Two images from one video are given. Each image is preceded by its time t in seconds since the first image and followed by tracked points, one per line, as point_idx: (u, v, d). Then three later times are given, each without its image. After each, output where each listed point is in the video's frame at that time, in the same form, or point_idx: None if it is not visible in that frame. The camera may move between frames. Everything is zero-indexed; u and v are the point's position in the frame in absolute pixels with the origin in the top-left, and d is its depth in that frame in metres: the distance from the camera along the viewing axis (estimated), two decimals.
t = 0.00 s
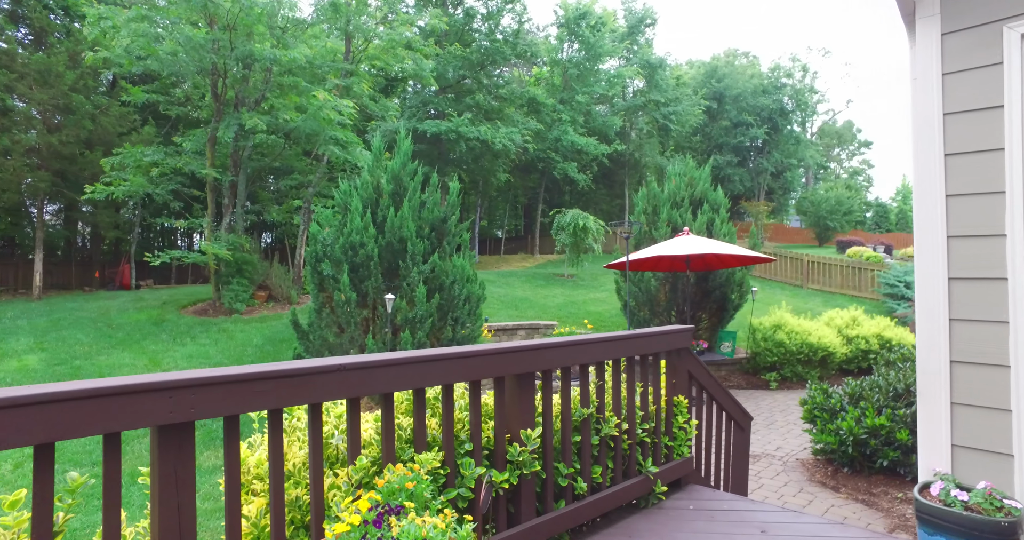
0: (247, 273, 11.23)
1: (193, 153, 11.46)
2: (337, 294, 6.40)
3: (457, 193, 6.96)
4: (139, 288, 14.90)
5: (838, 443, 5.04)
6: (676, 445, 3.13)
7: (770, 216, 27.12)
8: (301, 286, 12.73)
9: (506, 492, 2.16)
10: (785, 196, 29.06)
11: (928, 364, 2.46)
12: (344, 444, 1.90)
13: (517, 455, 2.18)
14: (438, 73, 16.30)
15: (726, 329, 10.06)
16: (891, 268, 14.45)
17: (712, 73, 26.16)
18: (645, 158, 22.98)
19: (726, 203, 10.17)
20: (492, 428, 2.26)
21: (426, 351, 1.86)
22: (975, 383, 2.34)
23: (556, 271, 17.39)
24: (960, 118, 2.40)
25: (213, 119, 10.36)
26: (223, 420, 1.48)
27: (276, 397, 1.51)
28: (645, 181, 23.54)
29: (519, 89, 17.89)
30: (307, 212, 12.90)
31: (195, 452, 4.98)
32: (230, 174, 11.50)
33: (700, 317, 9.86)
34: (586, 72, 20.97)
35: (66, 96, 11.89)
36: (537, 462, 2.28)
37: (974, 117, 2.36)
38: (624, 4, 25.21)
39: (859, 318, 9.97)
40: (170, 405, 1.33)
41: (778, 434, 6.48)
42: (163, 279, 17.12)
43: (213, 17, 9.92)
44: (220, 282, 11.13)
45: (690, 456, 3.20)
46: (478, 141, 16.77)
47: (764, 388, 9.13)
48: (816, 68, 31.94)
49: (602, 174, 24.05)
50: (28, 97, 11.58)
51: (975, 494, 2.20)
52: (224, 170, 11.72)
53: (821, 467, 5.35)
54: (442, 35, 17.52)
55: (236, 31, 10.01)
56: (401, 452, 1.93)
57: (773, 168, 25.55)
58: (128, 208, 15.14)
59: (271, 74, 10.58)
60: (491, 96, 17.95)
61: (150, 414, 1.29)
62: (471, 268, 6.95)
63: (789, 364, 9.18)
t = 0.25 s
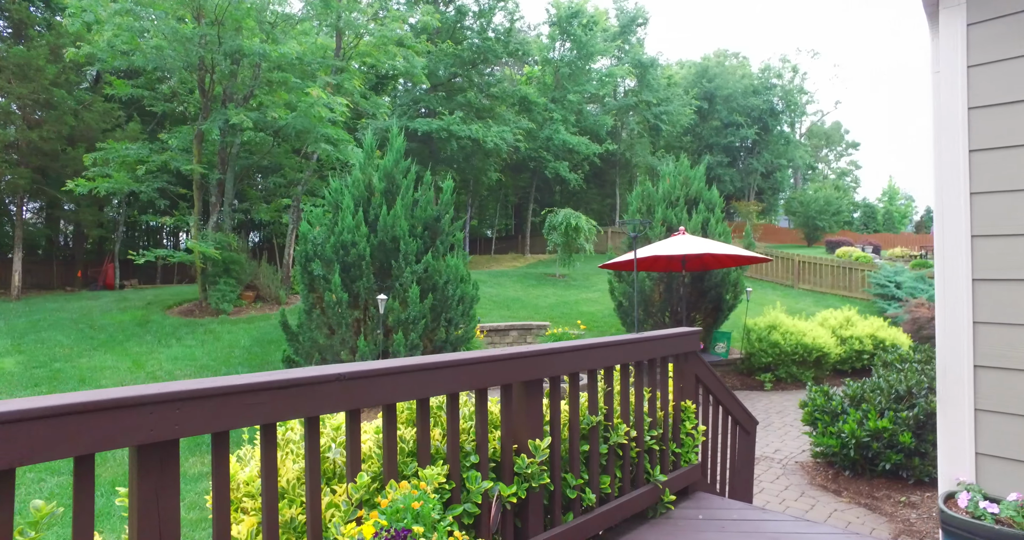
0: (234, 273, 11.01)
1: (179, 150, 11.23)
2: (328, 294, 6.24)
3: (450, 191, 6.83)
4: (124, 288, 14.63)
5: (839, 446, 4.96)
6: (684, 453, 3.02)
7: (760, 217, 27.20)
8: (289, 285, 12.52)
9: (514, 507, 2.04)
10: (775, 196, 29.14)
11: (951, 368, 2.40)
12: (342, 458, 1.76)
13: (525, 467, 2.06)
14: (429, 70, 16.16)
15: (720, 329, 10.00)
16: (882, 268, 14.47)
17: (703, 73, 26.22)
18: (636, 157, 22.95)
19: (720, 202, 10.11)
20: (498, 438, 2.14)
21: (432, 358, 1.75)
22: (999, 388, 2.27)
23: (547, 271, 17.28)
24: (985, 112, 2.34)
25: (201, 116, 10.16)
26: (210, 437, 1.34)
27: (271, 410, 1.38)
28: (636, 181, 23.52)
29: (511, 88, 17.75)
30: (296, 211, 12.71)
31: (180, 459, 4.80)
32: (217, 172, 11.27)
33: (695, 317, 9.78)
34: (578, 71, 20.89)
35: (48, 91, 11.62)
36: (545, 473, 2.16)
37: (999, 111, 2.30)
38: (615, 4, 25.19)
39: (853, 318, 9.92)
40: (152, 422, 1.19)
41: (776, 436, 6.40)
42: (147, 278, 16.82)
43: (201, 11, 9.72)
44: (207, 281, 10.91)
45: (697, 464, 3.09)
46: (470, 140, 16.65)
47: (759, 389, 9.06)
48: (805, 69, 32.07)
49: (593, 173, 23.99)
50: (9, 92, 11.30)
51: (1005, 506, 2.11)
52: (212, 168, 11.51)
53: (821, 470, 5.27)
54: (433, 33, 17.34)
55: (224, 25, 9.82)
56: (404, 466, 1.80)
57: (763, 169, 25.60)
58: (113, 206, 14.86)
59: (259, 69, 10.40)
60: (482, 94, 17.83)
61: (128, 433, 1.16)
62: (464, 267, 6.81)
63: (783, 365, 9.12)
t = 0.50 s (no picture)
0: (218, 273, 10.77)
1: (160, 147, 10.98)
2: (315, 295, 6.07)
3: (441, 190, 6.70)
4: (103, 288, 14.31)
5: (837, 448, 4.92)
6: (690, 458, 2.93)
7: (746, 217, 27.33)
8: (274, 285, 12.30)
9: (521, 521, 1.93)
10: (760, 196, 29.31)
11: (968, 375, 2.41)
12: (340, 474, 1.64)
13: (533, 479, 1.95)
14: (416, 68, 16.01)
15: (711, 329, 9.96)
16: (868, 268, 14.57)
17: (690, 74, 26.35)
18: (623, 157, 22.94)
19: (711, 202, 10.08)
20: (503, 447, 2.02)
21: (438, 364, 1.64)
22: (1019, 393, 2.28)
23: (535, 271, 17.18)
24: (1004, 112, 2.36)
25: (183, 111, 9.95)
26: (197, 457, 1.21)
27: (265, 424, 1.25)
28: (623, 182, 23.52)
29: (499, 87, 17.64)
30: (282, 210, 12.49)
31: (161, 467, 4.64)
32: (200, 169, 11.02)
33: (685, 318, 9.74)
34: (565, 70, 20.83)
35: (22, 85, 11.29)
36: (552, 485, 2.05)
37: (1018, 113, 2.32)
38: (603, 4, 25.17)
39: (842, 318, 9.95)
40: (130, 442, 1.06)
41: (770, 437, 6.34)
42: (127, 278, 16.47)
43: (183, 4, 9.48)
44: (189, 281, 10.67)
45: (703, 470, 3.00)
46: (457, 138, 16.52)
47: (749, 389, 9.05)
48: (790, 71, 32.35)
49: (580, 173, 23.96)
50: None
51: None
52: (194, 165, 11.26)
53: (818, 473, 5.22)
54: (420, 30, 17.18)
55: (208, 19, 9.59)
56: (406, 481, 1.68)
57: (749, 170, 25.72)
58: (91, 204, 14.53)
59: (244, 65, 10.18)
60: (470, 93, 17.70)
61: (104, 456, 1.03)
62: (455, 267, 6.69)
63: (774, 365, 9.10)
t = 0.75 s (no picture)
0: (203, 272, 10.56)
1: (143, 143, 10.73)
2: (304, 294, 5.91)
3: (433, 187, 6.57)
4: (83, 288, 13.99)
5: (837, 449, 4.86)
6: (698, 462, 2.84)
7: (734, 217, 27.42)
8: (261, 285, 12.08)
9: (530, 533, 1.82)
10: (748, 197, 29.43)
11: (991, 379, 2.52)
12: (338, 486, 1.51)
13: (543, 488, 1.84)
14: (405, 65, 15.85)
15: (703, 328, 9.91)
16: (858, 268, 14.61)
17: (679, 74, 26.39)
18: (613, 157, 22.91)
19: (704, 201, 10.03)
20: (511, 454, 1.91)
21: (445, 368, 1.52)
22: None
23: (525, 271, 17.06)
24: None
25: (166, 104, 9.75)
26: (181, 472, 1.08)
27: (257, 436, 1.12)
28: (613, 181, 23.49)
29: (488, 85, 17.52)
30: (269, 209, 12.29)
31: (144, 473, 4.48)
32: (184, 166, 10.78)
33: (678, 317, 9.67)
34: (555, 69, 20.76)
35: None
36: (562, 494, 1.94)
37: None
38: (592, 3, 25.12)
39: (834, 318, 9.93)
40: (103, 459, 0.93)
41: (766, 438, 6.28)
42: (110, 278, 16.16)
43: None
44: (173, 281, 10.43)
45: (711, 474, 2.91)
46: (447, 137, 16.37)
47: (742, 389, 9.00)
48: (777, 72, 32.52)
49: (569, 172, 23.90)
50: None
51: None
52: (179, 162, 11.03)
53: (816, 474, 5.15)
54: (409, 27, 17.02)
55: (192, 12, 9.38)
56: (410, 493, 1.56)
57: (737, 170, 25.79)
58: (72, 202, 14.21)
59: (230, 59, 9.98)
60: (460, 91, 17.56)
61: (73, 474, 0.90)
62: (447, 266, 6.56)
63: (767, 365, 9.06)
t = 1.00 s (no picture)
0: (191, 271, 10.35)
1: (129, 140, 10.51)
2: (297, 294, 5.75)
3: (428, 185, 6.42)
4: (67, 287, 13.71)
5: (842, 452, 4.77)
6: (711, 469, 2.72)
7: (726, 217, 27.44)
8: (250, 285, 11.88)
9: None
10: (739, 197, 29.48)
11: None
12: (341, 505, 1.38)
13: (560, 502, 1.71)
14: (396, 63, 15.71)
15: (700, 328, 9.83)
16: (850, 268, 14.62)
17: (670, 74, 26.41)
18: (605, 157, 22.87)
19: (700, 200, 9.97)
20: (524, 466, 1.78)
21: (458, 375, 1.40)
22: None
23: (518, 270, 16.94)
24: None
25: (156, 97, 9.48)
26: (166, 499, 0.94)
27: (252, 457, 0.99)
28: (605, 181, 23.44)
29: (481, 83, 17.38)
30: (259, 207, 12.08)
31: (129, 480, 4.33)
32: (172, 163, 10.54)
33: (674, 317, 9.57)
34: (547, 68, 20.69)
35: None
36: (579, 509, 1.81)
37: None
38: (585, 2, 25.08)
39: (829, 318, 9.88)
40: (73, 488, 0.80)
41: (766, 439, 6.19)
42: (95, 277, 15.88)
43: None
44: (160, 280, 10.20)
45: (724, 481, 2.80)
46: (439, 135, 16.24)
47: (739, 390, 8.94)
48: (768, 72, 32.64)
49: (562, 171, 23.82)
50: None
51: None
52: (166, 160, 10.81)
53: (820, 476, 5.06)
54: (401, 24, 16.88)
55: (180, 5, 9.19)
56: (419, 512, 1.43)
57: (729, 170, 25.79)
58: (56, 199, 13.94)
59: (219, 53, 9.79)
60: (452, 89, 17.45)
61: (36, 507, 0.76)
62: (442, 265, 6.42)
63: (764, 365, 9.00)
